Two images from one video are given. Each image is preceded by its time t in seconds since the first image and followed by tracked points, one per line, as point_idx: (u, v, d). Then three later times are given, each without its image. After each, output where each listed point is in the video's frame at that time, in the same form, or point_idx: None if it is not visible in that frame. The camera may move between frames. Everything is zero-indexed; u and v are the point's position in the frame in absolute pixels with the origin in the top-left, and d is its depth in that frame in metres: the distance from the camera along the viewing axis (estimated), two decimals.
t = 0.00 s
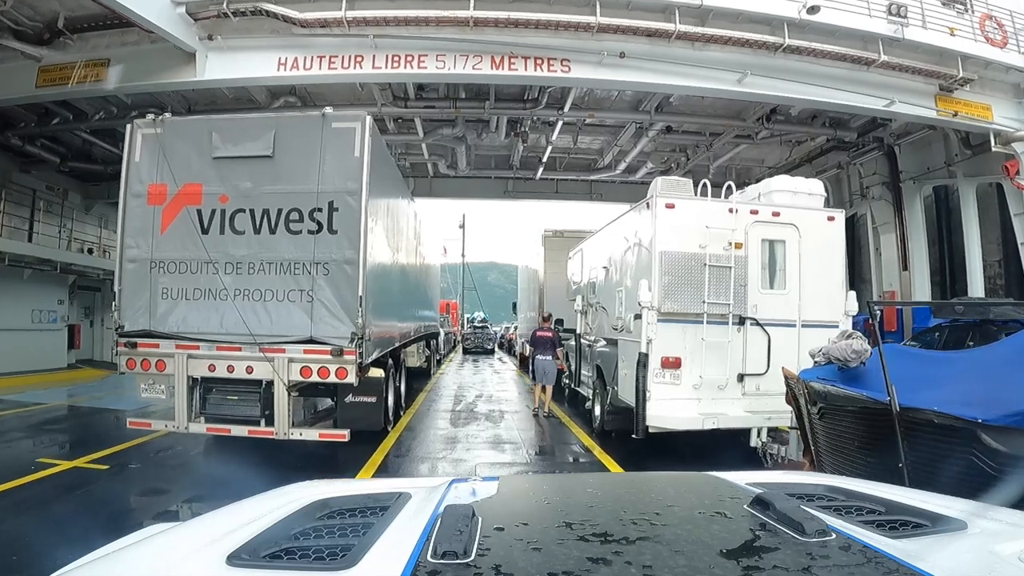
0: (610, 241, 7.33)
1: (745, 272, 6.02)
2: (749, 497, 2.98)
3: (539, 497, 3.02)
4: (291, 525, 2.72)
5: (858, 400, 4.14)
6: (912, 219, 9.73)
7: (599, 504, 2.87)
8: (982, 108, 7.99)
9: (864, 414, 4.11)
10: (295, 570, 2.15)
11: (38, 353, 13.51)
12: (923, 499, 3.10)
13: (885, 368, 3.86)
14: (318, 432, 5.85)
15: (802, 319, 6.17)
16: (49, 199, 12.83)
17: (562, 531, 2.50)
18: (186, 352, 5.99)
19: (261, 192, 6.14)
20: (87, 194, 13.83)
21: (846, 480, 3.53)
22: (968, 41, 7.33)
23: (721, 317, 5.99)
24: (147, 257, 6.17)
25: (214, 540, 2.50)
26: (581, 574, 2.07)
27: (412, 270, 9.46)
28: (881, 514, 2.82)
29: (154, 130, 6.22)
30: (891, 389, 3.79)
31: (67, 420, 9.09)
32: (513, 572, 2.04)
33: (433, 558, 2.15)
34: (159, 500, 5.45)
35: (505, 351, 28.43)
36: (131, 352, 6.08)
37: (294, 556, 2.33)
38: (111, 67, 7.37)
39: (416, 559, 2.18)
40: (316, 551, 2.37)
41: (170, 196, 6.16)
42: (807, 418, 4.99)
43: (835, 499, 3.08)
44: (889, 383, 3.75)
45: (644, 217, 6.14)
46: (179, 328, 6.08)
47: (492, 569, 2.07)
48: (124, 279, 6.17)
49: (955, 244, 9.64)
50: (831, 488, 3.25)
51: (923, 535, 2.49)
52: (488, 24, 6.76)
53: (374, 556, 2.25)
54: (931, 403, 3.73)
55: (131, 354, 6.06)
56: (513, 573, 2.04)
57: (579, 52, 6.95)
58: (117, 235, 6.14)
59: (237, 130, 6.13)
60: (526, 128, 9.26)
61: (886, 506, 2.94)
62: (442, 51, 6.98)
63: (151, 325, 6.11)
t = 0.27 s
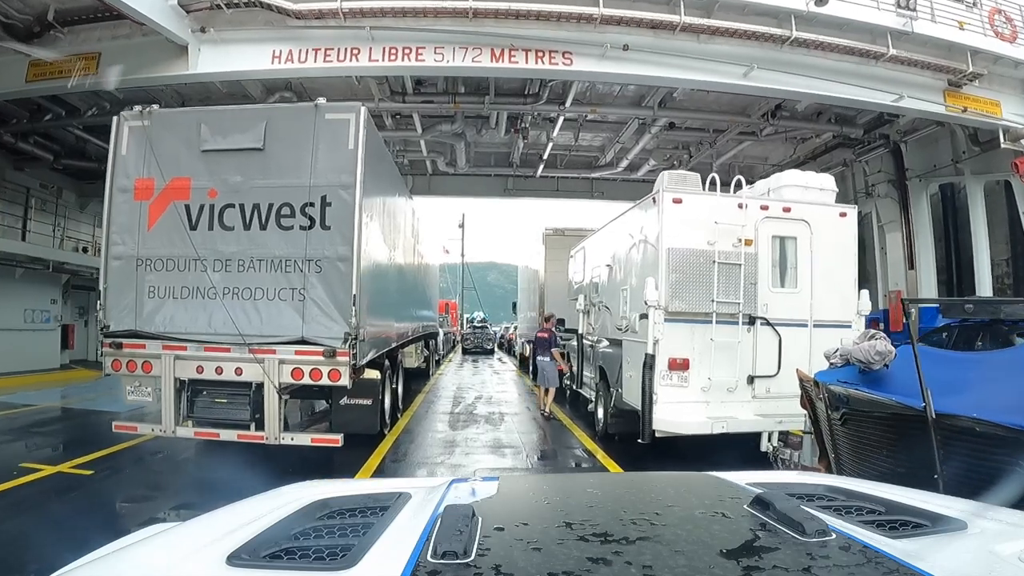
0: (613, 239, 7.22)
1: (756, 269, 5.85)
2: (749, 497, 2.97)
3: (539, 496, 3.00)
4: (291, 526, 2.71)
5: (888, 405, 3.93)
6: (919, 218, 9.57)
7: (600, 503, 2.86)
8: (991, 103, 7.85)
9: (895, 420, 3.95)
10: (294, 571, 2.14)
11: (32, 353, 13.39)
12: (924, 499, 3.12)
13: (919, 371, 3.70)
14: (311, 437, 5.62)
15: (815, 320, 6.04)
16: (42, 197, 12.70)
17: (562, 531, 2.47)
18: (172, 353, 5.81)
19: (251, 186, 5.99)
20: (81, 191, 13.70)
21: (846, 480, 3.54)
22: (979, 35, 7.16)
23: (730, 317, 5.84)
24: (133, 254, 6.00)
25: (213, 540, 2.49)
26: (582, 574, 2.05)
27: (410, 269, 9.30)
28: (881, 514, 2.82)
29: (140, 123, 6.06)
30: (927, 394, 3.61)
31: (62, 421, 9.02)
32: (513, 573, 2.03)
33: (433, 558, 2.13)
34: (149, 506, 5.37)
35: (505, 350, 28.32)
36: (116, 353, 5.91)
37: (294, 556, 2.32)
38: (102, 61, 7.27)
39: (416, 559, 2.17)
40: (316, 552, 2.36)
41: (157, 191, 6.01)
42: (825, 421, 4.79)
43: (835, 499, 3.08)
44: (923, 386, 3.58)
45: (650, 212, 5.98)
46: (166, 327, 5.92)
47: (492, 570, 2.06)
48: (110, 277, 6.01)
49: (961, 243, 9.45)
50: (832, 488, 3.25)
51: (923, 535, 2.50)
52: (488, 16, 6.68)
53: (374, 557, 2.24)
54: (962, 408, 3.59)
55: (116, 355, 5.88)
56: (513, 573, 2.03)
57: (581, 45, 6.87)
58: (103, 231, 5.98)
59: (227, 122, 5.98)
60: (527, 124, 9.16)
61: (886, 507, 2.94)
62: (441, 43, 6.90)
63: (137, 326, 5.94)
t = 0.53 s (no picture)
0: (616, 236, 7.09)
1: (767, 266, 5.69)
2: (749, 497, 2.94)
3: (539, 497, 2.97)
4: (291, 526, 2.66)
5: (924, 412, 3.64)
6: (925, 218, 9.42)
7: (601, 504, 2.82)
8: (999, 99, 7.72)
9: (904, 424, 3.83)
10: (295, 570, 2.10)
11: (26, 354, 13.27)
12: (924, 499, 3.07)
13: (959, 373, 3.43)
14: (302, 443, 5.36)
15: (827, 320, 5.88)
16: (35, 195, 12.58)
17: (562, 531, 2.45)
18: (159, 355, 5.56)
19: (241, 181, 5.75)
20: (75, 190, 13.57)
21: (845, 480, 3.47)
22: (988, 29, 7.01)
23: (739, 317, 5.69)
24: (119, 252, 5.77)
25: (214, 540, 2.44)
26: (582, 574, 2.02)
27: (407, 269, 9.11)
28: (881, 514, 2.77)
29: (127, 116, 5.84)
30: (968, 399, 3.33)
31: (55, 422, 8.92)
32: (513, 573, 2.00)
33: (433, 558, 2.10)
34: (143, 510, 5.27)
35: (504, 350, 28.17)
36: (100, 355, 5.66)
37: (295, 556, 2.28)
38: (93, 55, 7.16)
39: (417, 559, 2.13)
40: (316, 551, 2.31)
41: (144, 185, 5.78)
42: (849, 428, 4.48)
43: (835, 499, 3.04)
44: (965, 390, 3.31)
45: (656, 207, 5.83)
46: (152, 327, 5.67)
47: (492, 570, 2.03)
48: (95, 275, 5.78)
49: (970, 243, 9.43)
50: (831, 488, 3.21)
51: (922, 535, 2.45)
52: (488, 7, 6.57)
53: (375, 556, 2.19)
54: (1001, 414, 3.37)
55: (101, 357, 5.64)
56: (513, 573, 2.00)
57: (582, 38, 6.77)
58: (87, 227, 5.75)
59: (216, 114, 5.75)
60: (527, 121, 9.03)
61: (886, 507, 2.89)
62: (440, 35, 6.77)
63: (122, 327, 5.69)
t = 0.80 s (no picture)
0: (621, 232, 6.94)
1: (778, 264, 5.53)
2: (750, 497, 2.87)
3: (539, 496, 2.91)
4: (291, 526, 2.60)
5: (960, 419, 3.21)
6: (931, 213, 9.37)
7: (601, 503, 2.76)
8: (1010, 96, 7.60)
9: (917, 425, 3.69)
10: (293, 570, 2.04)
11: (19, 353, 13.14)
12: (922, 499, 2.98)
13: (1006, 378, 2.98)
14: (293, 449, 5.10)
15: (842, 318, 5.73)
16: (29, 192, 12.45)
17: (562, 531, 2.39)
18: (144, 355, 5.29)
19: (230, 173, 5.46)
20: (69, 186, 13.44)
21: (849, 480, 3.38)
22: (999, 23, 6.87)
23: (751, 316, 5.54)
24: (103, 248, 5.51)
25: (215, 540, 2.39)
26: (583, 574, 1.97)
27: (405, 269, 8.93)
28: (881, 514, 2.70)
29: (112, 105, 5.57)
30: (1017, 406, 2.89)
31: (49, 422, 8.84)
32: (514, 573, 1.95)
33: (433, 558, 2.05)
34: (138, 512, 5.16)
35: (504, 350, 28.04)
36: (84, 355, 5.39)
37: (294, 556, 2.22)
38: (84, 47, 7.04)
39: (416, 559, 2.08)
40: (316, 551, 2.26)
41: (129, 178, 5.50)
42: (872, 434, 4.09)
43: (835, 499, 2.97)
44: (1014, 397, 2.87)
45: (665, 201, 5.65)
46: (135, 327, 5.39)
47: (492, 570, 1.98)
48: (78, 272, 5.52)
49: (976, 239, 9.25)
50: (831, 488, 3.13)
51: (921, 535, 2.38)
52: None
53: (374, 556, 2.14)
54: None
55: (83, 358, 5.37)
56: (513, 573, 1.95)
57: (585, 29, 6.67)
58: (70, 222, 5.48)
59: (205, 103, 5.47)
60: (528, 116, 8.92)
61: (886, 507, 2.82)
62: (439, 26, 6.66)
63: (105, 326, 5.43)
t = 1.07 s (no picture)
0: (626, 229, 6.81)
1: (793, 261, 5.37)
2: (750, 497, 2.85)
3: (539, 495, 2.88)
4: (290, 526, 2.58)
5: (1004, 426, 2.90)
6: (938, 214, 9.22)
7: (601, 503, 2.74)
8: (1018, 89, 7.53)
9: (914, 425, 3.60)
10: (294, 570, 2.03)
11: (13, 353, 13.02)
12: (921, 499, 2.95)
13: None
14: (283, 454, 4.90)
15: (856, 317, 5.59)
16: (21, 191, 12.33)
17: (562, 531, 2.37)
18: (128, 356, 5.13)
19: (218, 166, 5.29)
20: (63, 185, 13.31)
21: (851, 480, 3.35)
22: (1010, 15, 6.73)
23: (764, 316, 5.38)
24: (86, 244, 5.34)
25: (213, 540, 2.36)
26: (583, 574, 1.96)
27: (404, 268, 8.78)
28: (882, 515, 2.67)
29: (97, 96, 5.41)
30: None
31: (43, 422, 8.75)
32: (513, 573, 1.94)
33: (433, 558, 2.03)
34: (132, 516, 5.08)
35: (504, 350, 27.89)
36: (67, 356, 5.24)
37: (294, 556, 2.20)
38: (75, 41, 6.93)
39: (416, 559, 2.06)
40: (316, 552, 2.24)
41: (113, 172, 5.34)
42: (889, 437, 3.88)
43: (835, 499, 2.94)
44: None
45: (672, 196, 5.49)
46: (119, 327, 5.23)
47: (492, 570, 1.97)
48: (61, 269, 5.35)
49: (984, 242, 9.01)
50: (832, 488, 3.11)
51: (923, 535, 2.36)
52: None
53: (374, 556, 2.12)
54: None
55: (66, 360, 5.21)
56: (513, 573, 1.94)
57: (588, 20, 6.55)
58: (53, 218, 5.32)
59: (191, 93, 5.30)
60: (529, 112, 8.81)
61: (886, 506, 2.79)
62: (437, 17, 6.54)
63: (88, 327, 5.27)
